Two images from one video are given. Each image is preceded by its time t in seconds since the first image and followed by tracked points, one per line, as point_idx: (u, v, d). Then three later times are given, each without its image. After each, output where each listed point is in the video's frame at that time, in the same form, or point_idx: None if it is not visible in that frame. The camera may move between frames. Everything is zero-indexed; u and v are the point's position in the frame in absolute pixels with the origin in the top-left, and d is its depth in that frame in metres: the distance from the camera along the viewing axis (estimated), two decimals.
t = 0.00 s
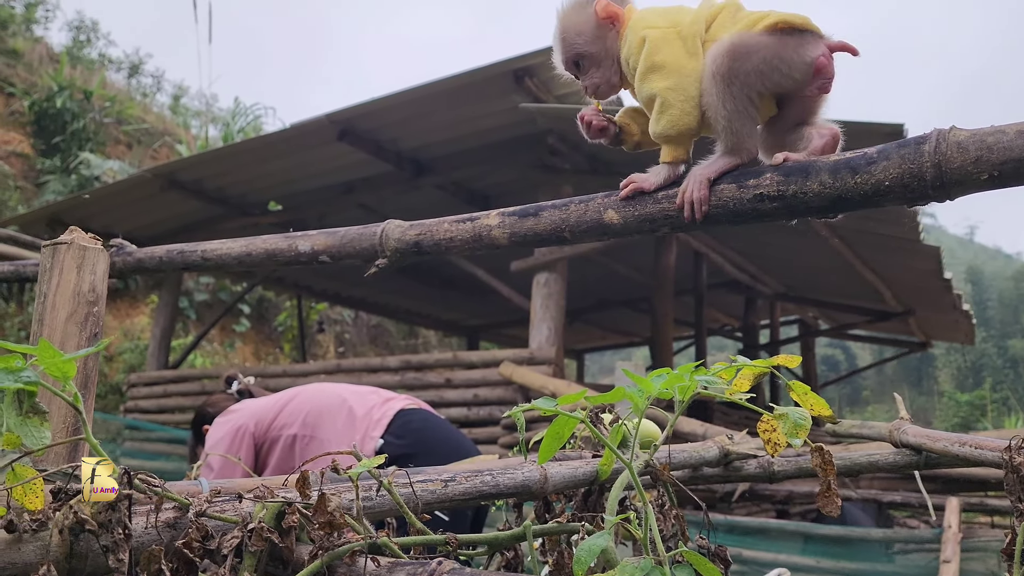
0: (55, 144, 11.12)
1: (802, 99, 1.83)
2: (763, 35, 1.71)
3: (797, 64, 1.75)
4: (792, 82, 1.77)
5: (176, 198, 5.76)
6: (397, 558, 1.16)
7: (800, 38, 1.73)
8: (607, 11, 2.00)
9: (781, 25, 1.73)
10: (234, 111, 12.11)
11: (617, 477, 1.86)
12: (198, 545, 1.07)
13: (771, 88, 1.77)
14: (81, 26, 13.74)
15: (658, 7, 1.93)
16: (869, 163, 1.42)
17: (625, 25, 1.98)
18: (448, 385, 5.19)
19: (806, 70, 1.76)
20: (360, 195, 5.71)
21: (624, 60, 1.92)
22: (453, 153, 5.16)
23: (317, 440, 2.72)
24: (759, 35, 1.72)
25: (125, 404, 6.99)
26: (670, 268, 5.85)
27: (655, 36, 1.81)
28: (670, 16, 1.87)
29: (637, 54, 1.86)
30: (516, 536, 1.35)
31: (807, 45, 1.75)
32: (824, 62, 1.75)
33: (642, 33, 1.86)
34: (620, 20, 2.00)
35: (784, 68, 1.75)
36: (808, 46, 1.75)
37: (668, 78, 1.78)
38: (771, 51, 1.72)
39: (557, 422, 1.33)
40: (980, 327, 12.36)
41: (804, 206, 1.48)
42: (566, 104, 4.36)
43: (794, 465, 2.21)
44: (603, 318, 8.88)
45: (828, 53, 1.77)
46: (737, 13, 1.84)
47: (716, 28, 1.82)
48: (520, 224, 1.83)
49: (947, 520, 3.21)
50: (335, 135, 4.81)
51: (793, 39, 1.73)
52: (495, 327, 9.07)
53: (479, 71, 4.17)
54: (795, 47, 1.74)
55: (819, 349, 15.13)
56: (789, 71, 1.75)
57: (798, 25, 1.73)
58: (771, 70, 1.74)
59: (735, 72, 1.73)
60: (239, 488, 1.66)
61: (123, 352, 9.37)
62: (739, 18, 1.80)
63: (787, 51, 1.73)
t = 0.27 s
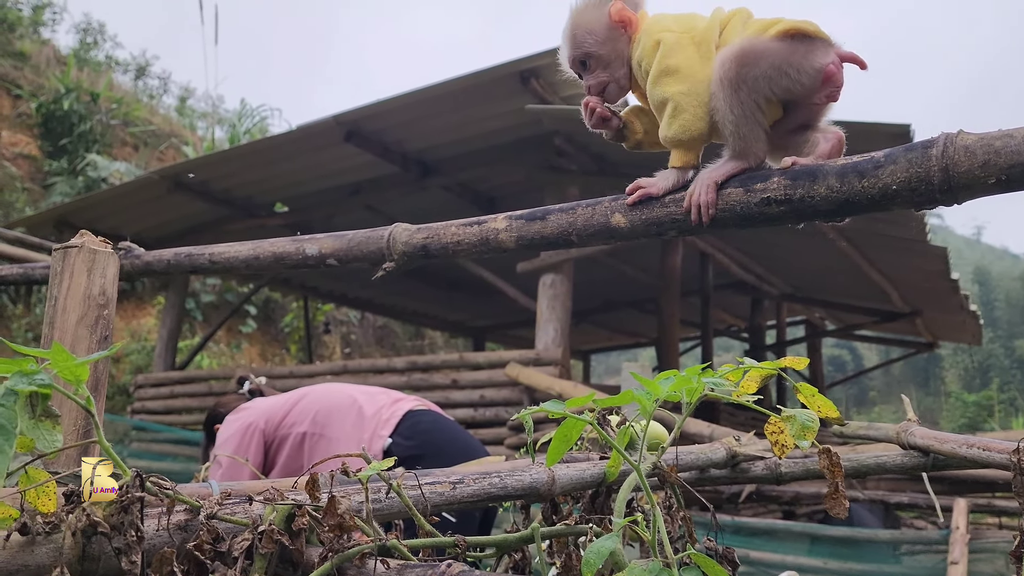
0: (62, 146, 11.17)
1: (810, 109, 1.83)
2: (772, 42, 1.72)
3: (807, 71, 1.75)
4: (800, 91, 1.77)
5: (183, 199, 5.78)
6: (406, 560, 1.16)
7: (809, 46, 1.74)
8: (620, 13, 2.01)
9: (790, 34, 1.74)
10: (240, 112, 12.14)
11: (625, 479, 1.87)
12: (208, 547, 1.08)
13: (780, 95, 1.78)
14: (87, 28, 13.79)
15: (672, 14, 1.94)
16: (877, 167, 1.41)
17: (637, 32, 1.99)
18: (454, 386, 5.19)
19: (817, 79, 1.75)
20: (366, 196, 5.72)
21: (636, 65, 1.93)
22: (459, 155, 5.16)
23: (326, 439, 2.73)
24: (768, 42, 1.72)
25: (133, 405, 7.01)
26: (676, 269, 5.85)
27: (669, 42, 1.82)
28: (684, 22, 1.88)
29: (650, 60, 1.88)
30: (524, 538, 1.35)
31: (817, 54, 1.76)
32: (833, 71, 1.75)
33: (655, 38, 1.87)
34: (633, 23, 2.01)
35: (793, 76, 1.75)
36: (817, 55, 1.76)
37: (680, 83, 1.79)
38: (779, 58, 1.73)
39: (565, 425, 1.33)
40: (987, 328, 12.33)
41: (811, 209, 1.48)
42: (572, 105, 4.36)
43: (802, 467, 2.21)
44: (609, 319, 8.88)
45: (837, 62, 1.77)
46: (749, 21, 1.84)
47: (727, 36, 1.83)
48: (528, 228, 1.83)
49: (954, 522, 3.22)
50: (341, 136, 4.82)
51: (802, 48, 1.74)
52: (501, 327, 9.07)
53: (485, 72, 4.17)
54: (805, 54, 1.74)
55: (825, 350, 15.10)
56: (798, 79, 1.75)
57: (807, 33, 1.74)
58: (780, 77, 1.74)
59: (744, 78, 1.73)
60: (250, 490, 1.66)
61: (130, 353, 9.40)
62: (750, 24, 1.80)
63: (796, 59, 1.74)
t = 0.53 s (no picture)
0: (67, 146, 11.18)
1: (810, 109, 1.84)
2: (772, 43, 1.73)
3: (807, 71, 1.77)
4: (802, 91, 1.78)
5: (188, 199, 5.78)
6: (414, 560, 1.16)
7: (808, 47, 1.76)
8: None
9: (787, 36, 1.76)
10: (245, 112, 12.15)
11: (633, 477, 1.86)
12: (215, 545, 1.07)
13: (782, 95, 1.78)
14: (92, 29, 13.81)
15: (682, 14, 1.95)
16: (887, 162, 1.40)
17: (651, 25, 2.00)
18: (459, 386, 5.19)
19: (815, 78, 1.78)
20: (371, 196, 5.72)
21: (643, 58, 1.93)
22: (464, 154, 5.16)
23: (333, 438, 2.72)
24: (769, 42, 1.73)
25: (137, 405, 7.02)
26: (681, 268, 5.84)
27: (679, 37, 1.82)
28: (693, 20, 1.88)
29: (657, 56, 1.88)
30: (532, 538, 1.35)
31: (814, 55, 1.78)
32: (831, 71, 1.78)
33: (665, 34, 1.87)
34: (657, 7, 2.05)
35: (795, 76, 1.76)
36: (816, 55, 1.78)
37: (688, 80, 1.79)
38: (781, 58, 1.74)
39: (574, 422, 1.33)
40: (993, 328, 12.29)
41: (820, 205, 1.47)
42: (577, 104, 4.35)
43: (809, 466, 2.20)
44: (614, 319, 8.86)
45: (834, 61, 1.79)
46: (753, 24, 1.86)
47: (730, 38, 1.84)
48: (534, 225, 1.83)
49: (961, 522, 3.20)
50: (346, 136, 4.82)
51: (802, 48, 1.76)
52: (505, 327, 9.06)
53: (490, 72, 4.17)
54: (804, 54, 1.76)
55: (831, 350, 15.06)
56: (800, 79, 1.76)
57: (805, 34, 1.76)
58: (782, 77, 1.75)
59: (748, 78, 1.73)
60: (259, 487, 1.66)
61: (135, 353, 9.41)
62: (753, 27, 1.82)
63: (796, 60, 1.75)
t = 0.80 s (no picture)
0: (71, 146, 11.20)
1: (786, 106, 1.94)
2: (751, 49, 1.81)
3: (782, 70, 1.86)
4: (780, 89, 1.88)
5: (192, 199, 5.79)
6: (424, 560, 1.16)
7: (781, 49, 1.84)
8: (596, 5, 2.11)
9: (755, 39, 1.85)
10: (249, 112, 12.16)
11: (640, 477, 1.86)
12: (226, 545, 1.08)
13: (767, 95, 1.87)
14: (97, 29, 13.84)
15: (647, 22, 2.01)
16: (896, 162, 1.40)
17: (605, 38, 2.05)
18: (463, 386, 5.19)
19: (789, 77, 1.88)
20: (375, 196, 5.72)
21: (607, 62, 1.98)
22: (468, 154, 5.16)
23: (339, 437, 2.73)
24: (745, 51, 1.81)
25: (142, 404, 7.02)
26: (685, 268, 5.84)
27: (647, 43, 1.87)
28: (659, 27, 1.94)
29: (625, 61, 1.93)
30: (541, 537, 1.35)
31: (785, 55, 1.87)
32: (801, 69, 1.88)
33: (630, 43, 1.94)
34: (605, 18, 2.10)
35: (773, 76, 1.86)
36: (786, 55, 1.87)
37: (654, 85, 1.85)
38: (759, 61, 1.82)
39: (582, 422, 1.33)
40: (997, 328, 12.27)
41: (829, 205, 1.46)
42: (581, 104, 4.36)
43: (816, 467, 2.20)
44: (618, 319, 8.86)
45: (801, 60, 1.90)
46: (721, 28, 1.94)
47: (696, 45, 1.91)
48: (541, 225, 1.83)
49: (966, 522, 3.20)
50: (350, 136, 4.82)
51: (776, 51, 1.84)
52: (509, 327, 9.06)
53: (494, 72, 4.17)
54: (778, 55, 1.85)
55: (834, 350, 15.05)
56: (776, 80, 1.86)
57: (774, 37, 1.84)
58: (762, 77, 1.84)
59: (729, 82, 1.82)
60: (267, 487, 1.66)
61: (139, 353, 9.42)
62: (724, 31, 1.89)
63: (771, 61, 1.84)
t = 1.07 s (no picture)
0: (75, 145, 11.21)
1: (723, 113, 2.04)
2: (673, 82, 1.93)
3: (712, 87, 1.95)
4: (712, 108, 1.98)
5: (196, 198, 5.80)
6: (432, 560, 1.16)
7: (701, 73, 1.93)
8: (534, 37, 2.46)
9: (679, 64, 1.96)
10: (253, 110, 12.17)
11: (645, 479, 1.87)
12: (235, 545, 1.08)
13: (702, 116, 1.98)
14: (100, 28, 13.85)
15: (576, 49, 2.22)
16: (902, 169, 1.40)
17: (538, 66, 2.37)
18: (465, 385, 5.20)
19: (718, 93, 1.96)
20: (378, 196, 5.74)
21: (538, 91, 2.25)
22: (471, 154, 5.17)
23: (343, 437, 2.73)
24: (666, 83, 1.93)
25: (145, 402, 7.04)
26: (687, 268, 5.84)
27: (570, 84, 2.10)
28: (581, 61, 2.14)
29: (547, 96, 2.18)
30: (547, 538, 1.35)
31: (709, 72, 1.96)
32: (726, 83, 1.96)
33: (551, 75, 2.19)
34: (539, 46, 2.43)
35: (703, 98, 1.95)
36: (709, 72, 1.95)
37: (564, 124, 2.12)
38: (685, 91, 1.92)
39: (589, 425, 1.34)
40: (1000, 328, 12.26)
41: (836, 212, 1.47)
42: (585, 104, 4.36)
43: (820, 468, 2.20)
44: (620, 319, 8.87)
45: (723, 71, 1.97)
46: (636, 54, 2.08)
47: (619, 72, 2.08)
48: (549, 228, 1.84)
49: (969, 523, 3.21)
50: (353, 136, 4.83)
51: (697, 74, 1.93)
52: (511, 327, 9.07)
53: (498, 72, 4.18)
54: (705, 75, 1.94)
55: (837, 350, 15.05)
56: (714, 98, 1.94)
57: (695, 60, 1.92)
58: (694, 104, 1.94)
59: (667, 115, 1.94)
60: (274, 487, 1.67)
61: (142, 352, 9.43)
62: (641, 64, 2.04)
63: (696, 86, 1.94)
